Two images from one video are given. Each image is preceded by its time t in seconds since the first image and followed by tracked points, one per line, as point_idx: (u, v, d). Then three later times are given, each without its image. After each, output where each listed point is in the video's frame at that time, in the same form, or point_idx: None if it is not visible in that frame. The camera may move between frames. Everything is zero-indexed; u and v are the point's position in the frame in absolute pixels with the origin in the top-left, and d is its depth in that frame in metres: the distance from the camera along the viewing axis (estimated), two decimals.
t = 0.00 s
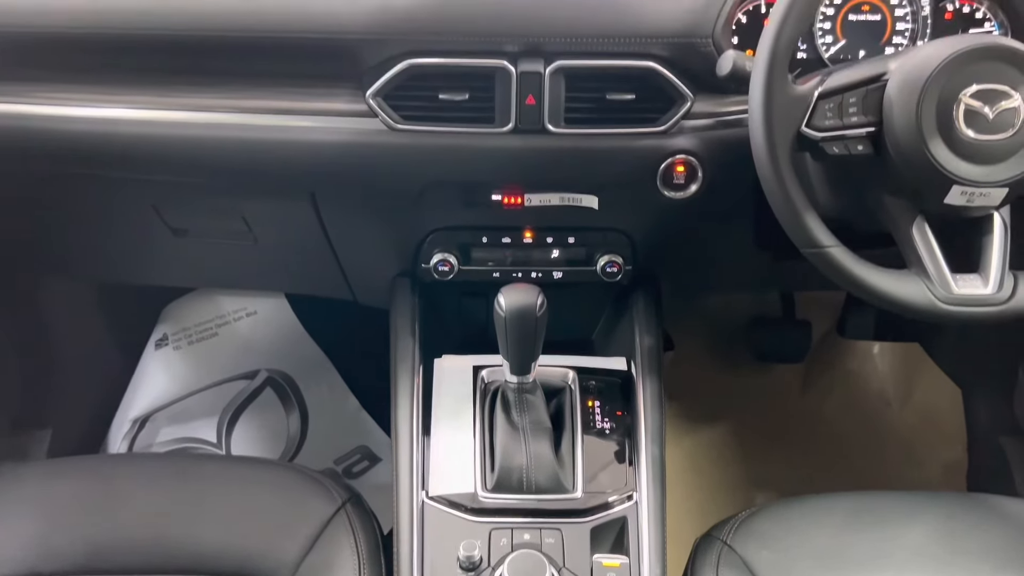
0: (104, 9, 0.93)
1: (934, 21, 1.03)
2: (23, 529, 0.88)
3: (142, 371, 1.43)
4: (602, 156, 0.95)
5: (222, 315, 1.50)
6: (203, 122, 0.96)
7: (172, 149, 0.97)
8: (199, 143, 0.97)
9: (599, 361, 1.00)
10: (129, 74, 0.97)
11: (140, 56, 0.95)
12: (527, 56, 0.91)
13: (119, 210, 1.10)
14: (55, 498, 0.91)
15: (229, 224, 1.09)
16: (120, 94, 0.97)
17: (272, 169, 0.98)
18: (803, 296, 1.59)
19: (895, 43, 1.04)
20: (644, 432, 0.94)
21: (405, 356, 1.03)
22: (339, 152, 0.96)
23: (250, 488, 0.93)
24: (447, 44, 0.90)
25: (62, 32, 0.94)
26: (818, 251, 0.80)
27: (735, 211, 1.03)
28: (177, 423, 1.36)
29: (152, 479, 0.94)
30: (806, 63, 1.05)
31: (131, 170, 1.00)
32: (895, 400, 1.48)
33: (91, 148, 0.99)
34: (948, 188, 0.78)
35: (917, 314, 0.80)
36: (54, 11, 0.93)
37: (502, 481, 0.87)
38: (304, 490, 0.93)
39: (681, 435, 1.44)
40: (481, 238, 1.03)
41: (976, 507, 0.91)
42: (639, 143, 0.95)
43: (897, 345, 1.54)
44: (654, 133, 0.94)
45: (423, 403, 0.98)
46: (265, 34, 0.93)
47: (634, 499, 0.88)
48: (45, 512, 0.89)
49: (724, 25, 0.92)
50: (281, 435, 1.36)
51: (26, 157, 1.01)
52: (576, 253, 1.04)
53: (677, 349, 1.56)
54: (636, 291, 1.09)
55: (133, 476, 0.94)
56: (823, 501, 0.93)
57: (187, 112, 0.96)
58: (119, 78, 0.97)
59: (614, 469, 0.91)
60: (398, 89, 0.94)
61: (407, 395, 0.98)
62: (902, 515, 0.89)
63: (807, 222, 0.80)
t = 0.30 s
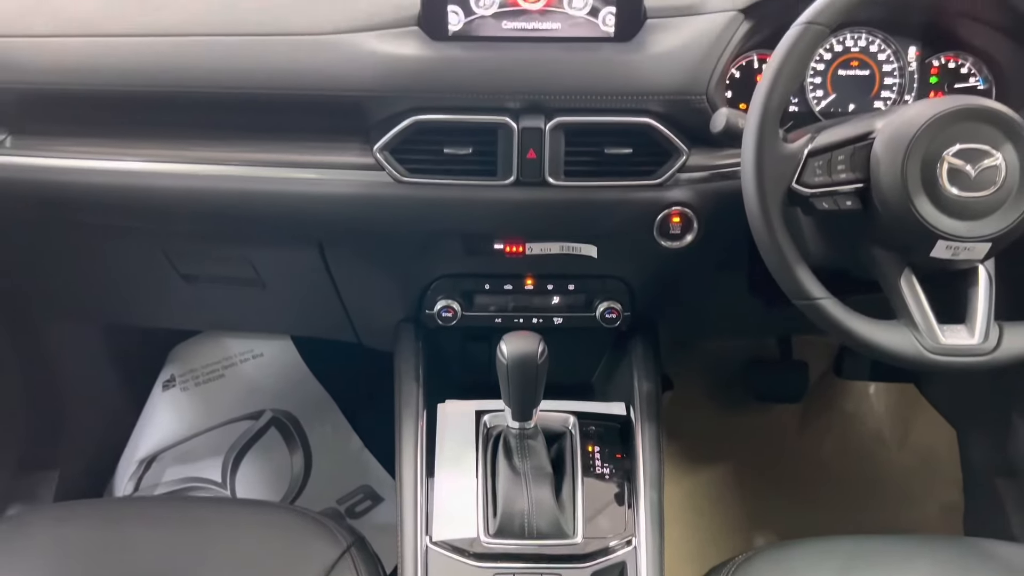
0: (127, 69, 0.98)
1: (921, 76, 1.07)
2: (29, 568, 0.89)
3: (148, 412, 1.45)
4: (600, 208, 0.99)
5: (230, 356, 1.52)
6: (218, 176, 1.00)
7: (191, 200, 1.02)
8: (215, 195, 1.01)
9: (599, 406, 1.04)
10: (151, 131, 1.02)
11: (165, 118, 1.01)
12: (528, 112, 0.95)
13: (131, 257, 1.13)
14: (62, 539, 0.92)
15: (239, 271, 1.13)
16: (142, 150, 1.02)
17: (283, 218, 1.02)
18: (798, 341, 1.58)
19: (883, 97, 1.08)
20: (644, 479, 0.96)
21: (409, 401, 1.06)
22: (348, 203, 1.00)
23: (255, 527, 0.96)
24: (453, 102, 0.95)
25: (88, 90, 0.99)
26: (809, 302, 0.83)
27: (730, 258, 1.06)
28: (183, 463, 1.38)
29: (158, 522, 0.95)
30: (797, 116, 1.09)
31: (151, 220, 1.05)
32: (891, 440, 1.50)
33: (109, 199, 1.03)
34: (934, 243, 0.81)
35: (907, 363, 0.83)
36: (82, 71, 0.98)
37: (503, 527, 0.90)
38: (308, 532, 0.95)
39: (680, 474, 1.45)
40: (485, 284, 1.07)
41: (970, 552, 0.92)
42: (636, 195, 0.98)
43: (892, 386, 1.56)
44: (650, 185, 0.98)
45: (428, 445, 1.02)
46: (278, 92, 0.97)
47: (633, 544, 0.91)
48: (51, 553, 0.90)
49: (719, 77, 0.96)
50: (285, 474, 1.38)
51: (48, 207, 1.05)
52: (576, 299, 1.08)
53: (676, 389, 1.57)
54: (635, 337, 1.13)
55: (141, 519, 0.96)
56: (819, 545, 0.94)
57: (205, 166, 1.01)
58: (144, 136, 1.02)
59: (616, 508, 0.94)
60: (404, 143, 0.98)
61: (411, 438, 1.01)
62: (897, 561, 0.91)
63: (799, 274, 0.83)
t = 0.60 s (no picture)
0: (139, 125, 1.03)
1: (898, 128, 1.12)
2: None
3: (151, 450, 1.48)
4: (592, 255, 1.03)
5: (231, 396, 1.55)
6: (225, 224, 1.05)
7: (198, 248, 1.06)
8: (222, 244, 1.05)
9: (591, 447, 1.08)
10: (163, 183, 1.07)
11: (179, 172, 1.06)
12: (522, 164, 0.99)
13: (140, 301, 1.17)
14: None
15: (244, 315, 1.17)
16: (152, 200, 1.06)
17: (288, 265, 1.06)
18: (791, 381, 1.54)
19: (863, 148, 1.12)
20: (633, 520, 1.01)
21: (406, 443, 1.10)
22: (350, 252, 1.04)
23: (257, 563, 0.97)
24: (450, 156, 0.99)
25: (106, 145, 1.04)
26: (790, 349, 0.87)
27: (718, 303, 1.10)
28: (185, 500, 1.40)
29: (162, 561, 0.98)
30: (780, 166, 1.13)
31: (161, 267, 1.09)
32: (881, 478, 1.52)
33: (120, 247, 1.07)
34: (908, 292, 0.85)
35: (885, 407, 0.86)
36: (101, 127, 1.04)
37: (498, 564, 0.95)
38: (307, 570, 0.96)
39: (675, 511, 1.47)
40: (480, 328, 1.11)
41: None
42: (626, 243, 1.02)
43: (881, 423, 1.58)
44: (639, 233, 1.02)
45: (425, 484, 1.07)
46: (284, 146, 1.02)
47: None
48: None
49: (705, 129, 1.01)
50: (286, 510, 1.40)
51: (63, 254, 1.10)
52: (569, 342, 1.12)
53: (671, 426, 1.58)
54: (625, 380, 1.17)
55: (146, 558, 0.99)
56: None
57: (212, 215, 1.05)
58: (155, 186, 1.07)
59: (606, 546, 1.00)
60: (404, 194, 1.02)
61: (408, 479, 1.06)
62: None
63: (780, 323, 0.86)
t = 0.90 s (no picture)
0: (150, 163, 1.08)
1: (878, 164, 1.17)
2: None
3: (156, 476, 1.50)
4: (583, 286, 1.07)
5: (235, 422, 1.57)
6: (231, 257, 1.09)
7: (205, 280, 1.10)
8: (228, 276, 1.10)
9: (582, 473, 1.14)
10: (173, 218, 1.11)
11: (188, 207, 1.11)
12: (516, 201, 1.04)
13: (147, 331, 1.21)
14: None
15: (248, 345, 1.21)
16: (161, 234, 1.11)
17: (292, 296, 1.11)
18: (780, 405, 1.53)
19: (845, 183, 1.16)
20: (623, 543, 1.06)
21: (404, 469, 1.15)
22: (352, 284, 1.09)
23: None
24: (447, 192, 1.04)
25: (117, 182, 1.09)
26: (772, 378, 0.90)
27: (705, 333, 1.15)
28: (188, 524, 1.41)
29: None
30: (765, 201, 1.17)
31: (170, 298, 1.14)
32: (869, 505, 1.54)
33: (131, 280, 1.12)
34: (884, 324, 0.89)
35: (863, 434, 0.90)
36: (113, 165, 1.09)
37: None
38: None
39: (669, 534, 1.48)
40: (477, 357, 1.15)
41: None
42: (616, 275, 1.07)
43: (868, 449, 1.62)
44: (629, 266, 1.06)
45: (423, 506, 1.12)
46: (289, 183, 1.07)
47: None
48: None
49: (691, 165, 1.05)
50: (285, 535, 1.42)
51: (74, 286, 1.14)
52: (562, 370, 1.16)
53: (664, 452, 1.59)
54: (616, 409, 1.21)
55: None
56: None
57: (219, 249, 1.09)
58: (164, 221, 1.11)
59: (598, 569, 1.04)
60: (403, 229, 1.06)
61: (406, 504, 1.11)
62: None
63: (761, 353, 0.90)
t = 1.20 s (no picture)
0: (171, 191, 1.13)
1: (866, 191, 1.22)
2: None
3: (170, 492, 1.53)
4: (584, 308, 1.12)
5: (247, 439, 1.61)
6: (248, 281, 1.14)
7: (223, 303, 1.15)
8: (246, 298, 1.15)
9: (585, 487, 1.18)
10: (193, 244, 1.17)
11: (207, 233, 1.16)
12: (520, 227, 1.09)
13: (165, 352, 1.26)
14: None
15: (262, 365, 1.26)
16: (180, 258, 1.16)
17: (305, 317, 1.16)
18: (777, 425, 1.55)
19: (835, 210, 1.21)
20: (623, 555, 1.10)
21: (412, 486, 1.19)
22: (363, 306, 1.14)
23: None
24: (455, 218, 1.09)
25: (139, 209, 1.14)
26: (764, 397, 0.95)
27: (702, 352, 1.19)
28: (200, 539, 1.44)
29: None
30: (759, 227, 1.22)
31: (188, 320, 1.19)
32: (864, 520, 1.58)
33: (152, 303, 1.17)
34: (870, 345, 0.94)
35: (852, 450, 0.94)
36: (136, 193, 1.14)
37: None
38: None
39: (670, 550, 1.50)
40: (482, 376, 1.20)
41: None
42: (616, 298, 1.12)
43: (861, 466, 1.66)
44: (628, 289, 1.11)
45: (430, 523, 1.15)
46: (304, 210, 1.12)
47: None
48: None
49: (687, 193, 1.10)
50: (295, 550, 1.46)
51: (97, 308, 1.19)
52: (564, 388, 1.21)
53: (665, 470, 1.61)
54: (615, 428, 1.27)
55: None
56: None
57: (237, 273, 1.14)
58: (184, 246, 1.17)
59: None
60: (413, 254, 1.11)
61: (415, 518, 1.15)
62: None
63: (755, 373, 0.95)
